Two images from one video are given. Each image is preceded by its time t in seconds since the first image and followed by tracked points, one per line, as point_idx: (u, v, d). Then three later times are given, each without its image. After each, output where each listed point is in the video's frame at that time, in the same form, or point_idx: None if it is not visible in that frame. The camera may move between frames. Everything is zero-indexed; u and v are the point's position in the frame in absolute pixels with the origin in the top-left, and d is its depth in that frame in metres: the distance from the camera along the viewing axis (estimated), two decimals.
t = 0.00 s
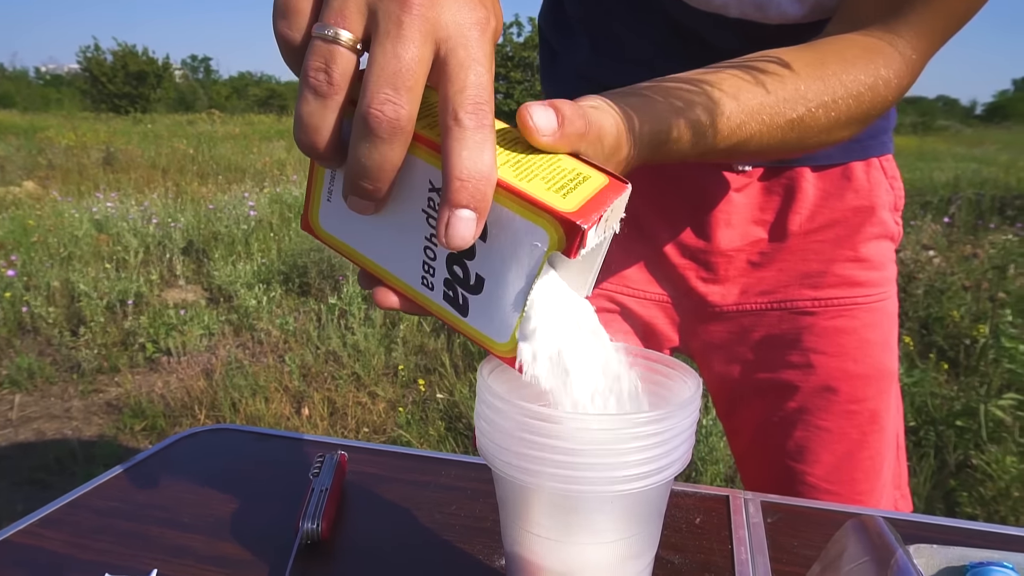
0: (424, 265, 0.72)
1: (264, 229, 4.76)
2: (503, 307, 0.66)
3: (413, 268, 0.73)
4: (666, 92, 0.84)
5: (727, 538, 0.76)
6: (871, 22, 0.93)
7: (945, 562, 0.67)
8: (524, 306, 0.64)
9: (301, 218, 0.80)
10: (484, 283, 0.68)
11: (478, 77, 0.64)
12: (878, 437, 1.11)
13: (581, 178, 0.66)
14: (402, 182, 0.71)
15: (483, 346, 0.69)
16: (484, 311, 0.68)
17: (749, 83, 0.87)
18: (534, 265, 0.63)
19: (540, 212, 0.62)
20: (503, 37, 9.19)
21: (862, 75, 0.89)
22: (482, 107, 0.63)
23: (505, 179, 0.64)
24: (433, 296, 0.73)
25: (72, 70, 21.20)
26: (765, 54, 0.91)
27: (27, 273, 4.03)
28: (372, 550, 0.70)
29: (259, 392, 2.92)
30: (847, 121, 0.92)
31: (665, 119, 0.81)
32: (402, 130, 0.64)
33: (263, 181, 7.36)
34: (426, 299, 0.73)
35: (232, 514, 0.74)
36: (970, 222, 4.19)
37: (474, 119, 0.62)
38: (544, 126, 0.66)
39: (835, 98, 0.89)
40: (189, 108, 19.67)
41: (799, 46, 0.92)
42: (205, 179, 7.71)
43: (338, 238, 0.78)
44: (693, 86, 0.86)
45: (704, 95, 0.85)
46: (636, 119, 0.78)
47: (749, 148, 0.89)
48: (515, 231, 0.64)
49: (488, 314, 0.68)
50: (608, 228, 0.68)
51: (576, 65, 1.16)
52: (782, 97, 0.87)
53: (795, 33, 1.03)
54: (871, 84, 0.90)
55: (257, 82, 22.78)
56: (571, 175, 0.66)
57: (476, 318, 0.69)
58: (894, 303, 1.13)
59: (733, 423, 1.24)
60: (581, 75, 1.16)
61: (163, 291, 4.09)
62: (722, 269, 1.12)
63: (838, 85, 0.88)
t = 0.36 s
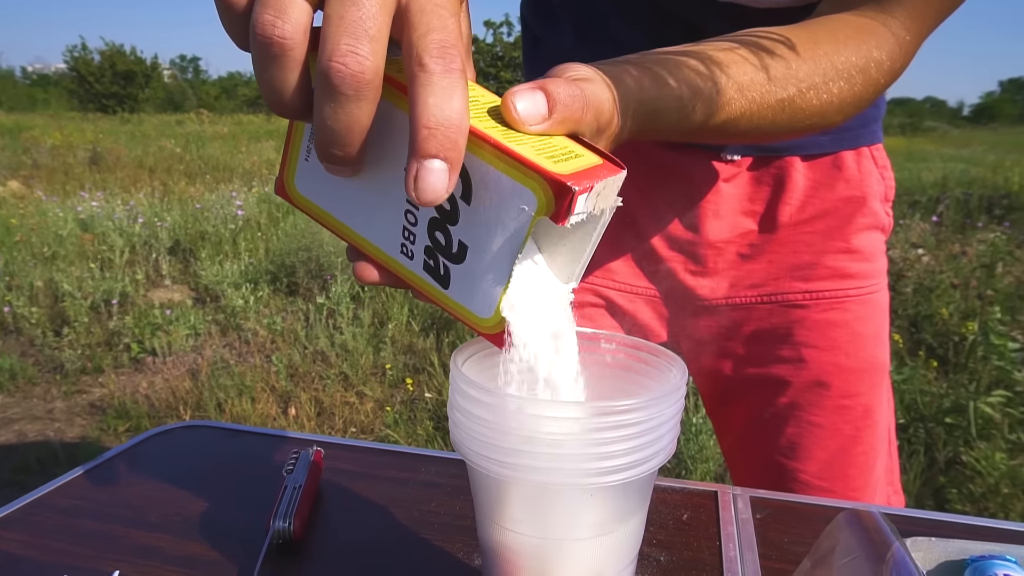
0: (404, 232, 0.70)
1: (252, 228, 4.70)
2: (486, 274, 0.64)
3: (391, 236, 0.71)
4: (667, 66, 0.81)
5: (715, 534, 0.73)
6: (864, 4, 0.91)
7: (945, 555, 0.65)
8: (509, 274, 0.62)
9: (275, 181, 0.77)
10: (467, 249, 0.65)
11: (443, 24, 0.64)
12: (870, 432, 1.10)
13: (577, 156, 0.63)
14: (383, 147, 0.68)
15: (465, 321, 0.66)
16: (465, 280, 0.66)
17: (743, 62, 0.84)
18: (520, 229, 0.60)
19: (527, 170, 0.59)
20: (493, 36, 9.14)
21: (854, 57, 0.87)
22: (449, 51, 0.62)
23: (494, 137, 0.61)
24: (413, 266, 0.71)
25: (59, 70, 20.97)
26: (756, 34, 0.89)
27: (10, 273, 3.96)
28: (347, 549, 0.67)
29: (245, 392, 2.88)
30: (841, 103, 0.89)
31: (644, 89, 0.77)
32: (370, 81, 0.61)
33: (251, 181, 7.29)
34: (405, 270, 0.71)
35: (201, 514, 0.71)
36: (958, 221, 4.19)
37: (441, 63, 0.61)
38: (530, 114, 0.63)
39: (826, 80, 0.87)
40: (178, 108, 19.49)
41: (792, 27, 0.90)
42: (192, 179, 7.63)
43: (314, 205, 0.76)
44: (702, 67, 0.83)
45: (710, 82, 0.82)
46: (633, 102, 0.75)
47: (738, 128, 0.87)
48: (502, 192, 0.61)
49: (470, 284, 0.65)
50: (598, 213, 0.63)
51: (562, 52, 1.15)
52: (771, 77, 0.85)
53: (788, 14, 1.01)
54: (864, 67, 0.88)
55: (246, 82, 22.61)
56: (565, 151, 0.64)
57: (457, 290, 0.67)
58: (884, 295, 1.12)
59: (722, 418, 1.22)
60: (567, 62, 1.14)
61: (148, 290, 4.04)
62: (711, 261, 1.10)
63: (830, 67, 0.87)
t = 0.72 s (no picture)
0: (379, 231, 0.68)
1: (239, 229, 4.64)
2: (462, 282, 0.61)
3: (366, 235, 0.69)
4: (660, 60, 0.80)
5: (707, 539, 0.72)
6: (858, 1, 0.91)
7: (952, 564, 0.64)
8: (484, 283, 0.59)
9: (247, 169, 0.75)
10: (442, 253, 0.63)
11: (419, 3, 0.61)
12: (861, 432, 1.09)
13: (564, 149, 0.61)
14: (362, 138, 0.66)
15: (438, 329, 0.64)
16: (439, 285, 0.63)
17: (738, 54, 0.84)
18: (499, 234, 0.58)
19: (510, 169, 0.57)
20: (482, 36, 9.09)
21: (852, 48, 0.86)
22: (424, 33, 0.60)
23: (475, 134, 0.59)
24: (388, 266, 0.69)
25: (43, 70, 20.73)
26: (752, 30, 0.89)
27: None
28: (326, 558, 0.66)
29: (231, 394, 2.84)
30: (841, 97, 0.88)
31: (638, 85, 0.76)
32: (339, 60, 0.60)
33: (238, 181, 7.22)
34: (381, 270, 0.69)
35: (177, 522, 0.70)
36: (944, 220, 4.21)
37: (416, 47, 0.59)
38: (522, 95, 0.61)
39: (824, 74, 0.86)
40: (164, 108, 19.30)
41: (787, 22, 0.90)
42: (179, 179, 7.55)
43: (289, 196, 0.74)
44: (696, 59, 0.81)
45: (703, 73, 0.81)
46: (628, 95, 0.74)
47: (736, 124, 0.86)
48: (481, 191, 0.59)
49: (444, 290, 0.63)
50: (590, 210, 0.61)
51: (548, 48, 1.13)
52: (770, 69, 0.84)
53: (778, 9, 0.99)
54: (863, 59, 0.86)
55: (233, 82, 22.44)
56: (553, 144, 0.61)
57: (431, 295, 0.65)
58: (876, 293, 1.11)
59: (712, 418, 1.21)
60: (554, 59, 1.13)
61: (133, 292, 3.98)
62: (701, 259, 1.09)
63: (828, 60, 0.85)
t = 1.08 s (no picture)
0: (369, 206, 0.67)
1: (226, 228, 4.58)
2: (456, 266, 0.61)
3: (356, 210, 0.68)
4: (658, 50, 0.79)
5: (700, 543, 0.70)
6: None
7: None
8: (481, 269, 0.59)
9: (230, 127, 0.73)
10: (437, 234, 0.62)
11: None
12: (853, 431, 1.08)
13: (576, 149, 0.60)
14: (361, 110, 0.64)
15: (424, 312, 0.64)
16: (430, 267, 0.63)
17: (738, 44, 0.82)
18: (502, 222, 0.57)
19: (522, 153, 0.56)
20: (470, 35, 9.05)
21: (846, 44, 0.85)
22: None
23: (490, 114, 0.58)
24: (375, 244, 0.68)
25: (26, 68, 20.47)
26: (746, 20, 0.87)
27: None
28: (307, 565, 0.65)
29: (218, 395, 2.80)
30: (833, 93, 0.87)
31: (631, 73, 0.74)
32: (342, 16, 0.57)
33: (225, 181, 7.15)
34: (367, 247, 0.69)
35: (154, 529, 0.69)
36: (930, 219, 4.23)
37: (424, 10, 0.56)
38: (504, 91, 0.59)
39: (817, 68, 0.84)
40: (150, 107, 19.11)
41: (783, 12, 0.88)
42: (165, 179, 7.47)
43: (274, 163, 0.72)
44: (694, 48, 0.80)
45: (703, 65, 0.79)
46: (627, 87, 0.73)
47: (728, 119, 0.84)
48: (491, 173, 0.58)
49: (435, 273, 0.63)
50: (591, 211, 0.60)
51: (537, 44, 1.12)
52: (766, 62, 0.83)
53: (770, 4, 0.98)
54: (855, 55, 0.85)
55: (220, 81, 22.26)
56: (563, 143, 0.60)
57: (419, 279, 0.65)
58: (867, 290, 1.10)
59: (702, 417, 1.20)
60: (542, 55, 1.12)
61: (118, 292, 3.93)
62: (691, 257, 1.07)
63: (822, 55, 0.84)
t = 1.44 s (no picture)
0: (338, 195, 0.65)
1: (213, 228, 4.51)
2: (429, 259, 0.58)
3: (323, 200, 0.66)
4: (650, 40, 0.77)
5: (694, 545, 0.69)
6: None
7: None
8: (454, 260, 0.57)
9: (192, 114, 0.69)
10: (409, 225, 0.60)
11: None
12: (846, 428, 1.08)
13: (554, 130, 0.58)
14: (330, 91, 0.62)
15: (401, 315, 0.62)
16: (401, 259, 0.61)
17: (733, 35, 0.81)
18: (475, 211, 0.55)
19: (495, 138, 0.54)
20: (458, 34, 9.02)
21: (840, 33, 0.84)
22: None
23: (462, 98, 0.55)
24: (345, 236, 0.65)
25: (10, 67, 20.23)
26: (740, 13, 0.86)
27: None
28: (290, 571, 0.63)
29: (205, 397, 2.76)
30: (826, 83, 0.85)
31: (624, 63, 0.73)
32: None
33: (211, 181, 7.07)
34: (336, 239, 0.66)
35: (134, 534, 0.68)
36: (918, 217, 4.25)
37: None
38: (485, 58, 0.58)
39: (811, 57, 0.83)
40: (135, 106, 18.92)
41: (779, 5, 0.87)
42: (151, 179, 7.39)
43: (239, 153, 0.69)
44: (686, 38, 0.79)
45: (697, 56, 0.78)
46: (622, 75, 0.72)
47: (719, 110, 0.83)
48: (464, 160, 0.56)
49: (407, 266, 0.60)
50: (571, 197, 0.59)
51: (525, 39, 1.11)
52: (759, 52, 0.82)
53: None
54: (848, 45, 0.84)
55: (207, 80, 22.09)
56: (541, 123, 0.58)
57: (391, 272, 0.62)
58: (859, 286, 1.09)
59: (694, 416, 1.18)
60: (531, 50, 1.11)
61: (104, 293, 3.88)
62: (683, 254, 1.06)
63: (815, 45, 0.83)
